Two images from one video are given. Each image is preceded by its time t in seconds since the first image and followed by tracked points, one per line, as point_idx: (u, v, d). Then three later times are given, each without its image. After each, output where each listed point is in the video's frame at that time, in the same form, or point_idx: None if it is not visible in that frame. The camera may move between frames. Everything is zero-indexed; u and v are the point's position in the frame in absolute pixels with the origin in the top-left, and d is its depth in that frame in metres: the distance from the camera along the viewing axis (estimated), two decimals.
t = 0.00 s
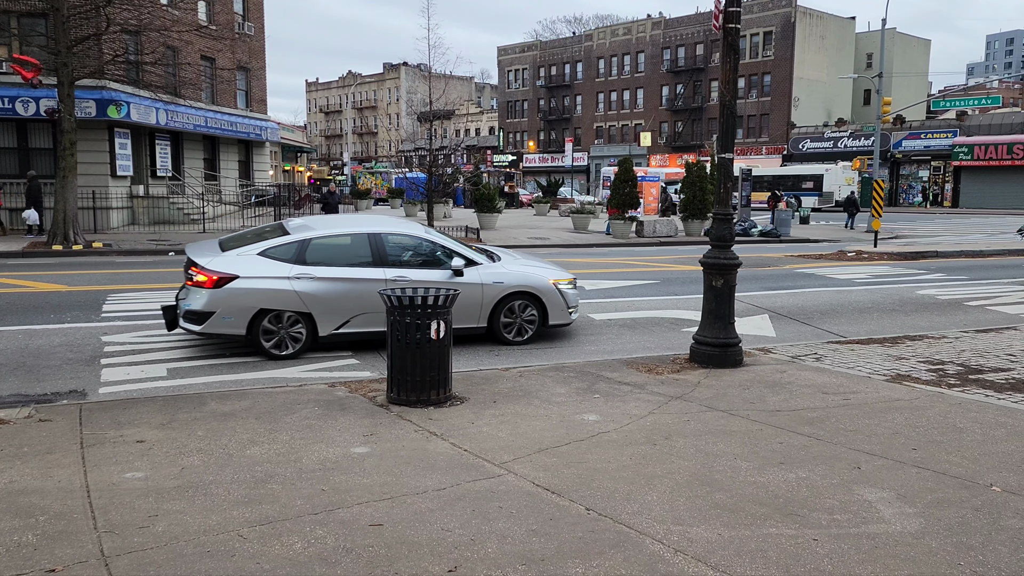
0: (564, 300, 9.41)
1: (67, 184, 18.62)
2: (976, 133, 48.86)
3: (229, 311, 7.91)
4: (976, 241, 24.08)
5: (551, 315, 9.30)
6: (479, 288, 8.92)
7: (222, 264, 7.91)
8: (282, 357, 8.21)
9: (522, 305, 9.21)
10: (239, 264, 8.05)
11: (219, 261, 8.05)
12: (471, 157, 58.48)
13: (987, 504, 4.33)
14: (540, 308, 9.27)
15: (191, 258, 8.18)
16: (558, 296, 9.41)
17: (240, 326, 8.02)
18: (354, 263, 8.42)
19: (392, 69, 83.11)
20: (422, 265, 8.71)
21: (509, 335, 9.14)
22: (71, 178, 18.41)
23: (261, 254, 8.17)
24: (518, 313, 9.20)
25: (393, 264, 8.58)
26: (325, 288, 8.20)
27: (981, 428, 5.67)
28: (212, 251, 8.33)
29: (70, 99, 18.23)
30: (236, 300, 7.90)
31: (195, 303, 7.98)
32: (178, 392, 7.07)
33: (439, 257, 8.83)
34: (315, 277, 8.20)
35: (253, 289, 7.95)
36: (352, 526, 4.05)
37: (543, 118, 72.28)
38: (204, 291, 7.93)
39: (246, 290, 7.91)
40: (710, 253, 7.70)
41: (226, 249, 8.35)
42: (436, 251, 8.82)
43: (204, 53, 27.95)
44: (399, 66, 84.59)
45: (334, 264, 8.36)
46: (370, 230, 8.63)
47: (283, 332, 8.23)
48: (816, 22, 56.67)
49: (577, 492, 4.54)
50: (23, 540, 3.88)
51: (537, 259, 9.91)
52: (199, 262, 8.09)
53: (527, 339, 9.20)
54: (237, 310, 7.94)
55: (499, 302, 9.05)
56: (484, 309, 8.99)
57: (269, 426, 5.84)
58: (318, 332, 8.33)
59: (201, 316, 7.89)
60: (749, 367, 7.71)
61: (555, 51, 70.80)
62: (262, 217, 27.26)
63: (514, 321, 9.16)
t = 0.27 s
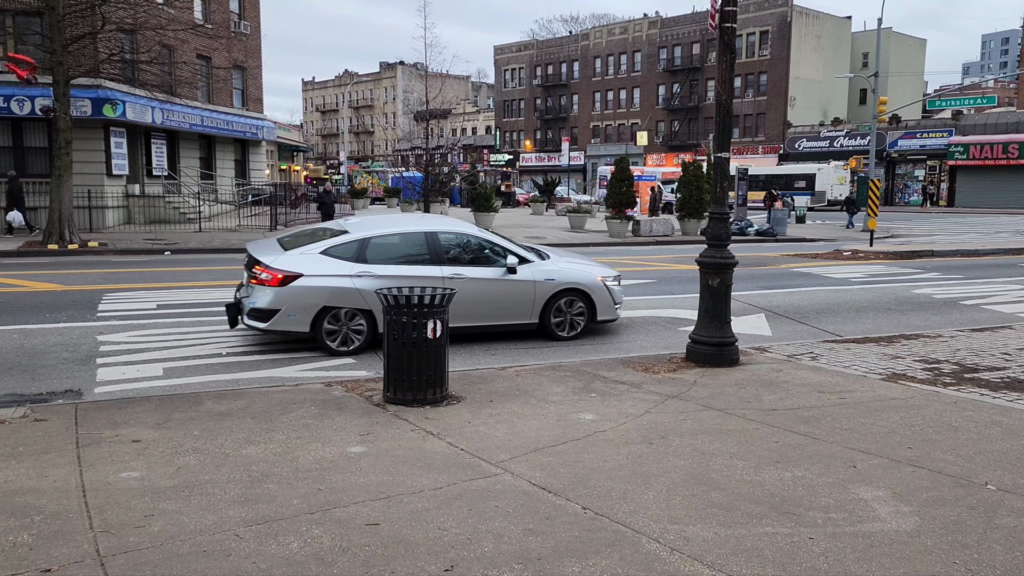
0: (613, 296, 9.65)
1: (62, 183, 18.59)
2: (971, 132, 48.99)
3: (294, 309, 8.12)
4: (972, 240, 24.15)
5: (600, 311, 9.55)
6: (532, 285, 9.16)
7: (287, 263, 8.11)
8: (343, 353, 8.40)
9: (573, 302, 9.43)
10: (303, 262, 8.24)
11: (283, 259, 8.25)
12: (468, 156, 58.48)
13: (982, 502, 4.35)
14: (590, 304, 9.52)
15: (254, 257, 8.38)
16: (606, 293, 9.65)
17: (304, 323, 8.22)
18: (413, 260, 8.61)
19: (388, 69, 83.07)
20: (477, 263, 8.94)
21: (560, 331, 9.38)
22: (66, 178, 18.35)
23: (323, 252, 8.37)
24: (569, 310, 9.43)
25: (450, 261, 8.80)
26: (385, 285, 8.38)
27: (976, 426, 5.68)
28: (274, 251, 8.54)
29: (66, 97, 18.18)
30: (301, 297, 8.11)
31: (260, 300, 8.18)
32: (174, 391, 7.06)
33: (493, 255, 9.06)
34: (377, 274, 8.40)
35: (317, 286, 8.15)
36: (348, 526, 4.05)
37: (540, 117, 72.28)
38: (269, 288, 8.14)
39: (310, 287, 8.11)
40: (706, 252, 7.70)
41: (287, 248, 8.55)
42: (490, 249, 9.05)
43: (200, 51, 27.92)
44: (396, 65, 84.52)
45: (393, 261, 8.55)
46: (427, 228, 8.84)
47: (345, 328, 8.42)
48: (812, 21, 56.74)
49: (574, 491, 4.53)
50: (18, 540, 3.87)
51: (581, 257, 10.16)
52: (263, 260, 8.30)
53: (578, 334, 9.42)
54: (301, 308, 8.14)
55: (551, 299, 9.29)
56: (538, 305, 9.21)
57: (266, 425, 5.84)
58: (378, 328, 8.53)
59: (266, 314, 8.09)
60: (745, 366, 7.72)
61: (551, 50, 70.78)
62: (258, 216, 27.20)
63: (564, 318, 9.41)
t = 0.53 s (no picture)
0: (664, 291, 10.04)
1: (59, 182, 18.57)
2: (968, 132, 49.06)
3: (366, 305, 8.40)
4: (969, 239, 24.19)
5: (654, 306, 9.93)
6: (592, 281, 9.52)
7: (360, 260, 8.36)
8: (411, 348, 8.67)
9: (628, 297, 9.80)
10: (375, 259, 8.52)
11: (355, 257, 8.51)
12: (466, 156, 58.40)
13: (979, 502, 4.35)
14: (645, 300, 9.89)
15: (326, 254, 8.61)
16: (659, 288, 10.02)
17: (375, 319, 8.50)
18: (480, 257, 8.92)
19: (386, 68, 83.01)
20: (539, 260, 9.28)
21: (618, 326, 9.75)
22: (63, 178, 18.31)
23: (394, 250, 8.63)
24: (625, 305, 9.79)
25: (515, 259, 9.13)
26: (454, 282, 8.66)
27: (973, 426, 5.69)
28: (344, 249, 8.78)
29: (62, 97, 18.14)
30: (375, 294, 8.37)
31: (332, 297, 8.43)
32: (171, 391, 7.06)
33: (554, 252, 9.41)
34: (446, 271, 8.69)
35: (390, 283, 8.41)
36: (346, 526, 4.05)
37: (538, 117, 72.27)
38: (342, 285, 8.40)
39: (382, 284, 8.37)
40: (703, 252, 7.72)
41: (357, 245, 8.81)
42: (551, 246, 9.40)
43: (197, 51, 27.90)
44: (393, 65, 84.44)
45: (460, 259, 8.84)
46: (491, 227, 9.17)
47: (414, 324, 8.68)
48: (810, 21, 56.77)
49: (572, 490, 4.53)
50: (15, 540, 3.86)
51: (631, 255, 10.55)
52: (336, 258, 8.55)
53: (635, 329, 9.79)
54: (373, 304, 8.42)
55: (609, 295, 9.65)
56: (597, 300, 9.57)
57: (263, 426, 5.83)
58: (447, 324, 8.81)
59: (340, 309, 8.35)
60: (742, 366, 7.72)
61: (549, 50, 70.75)
62: (255, 216, 27.15)
63: (621, 312, 9.78)
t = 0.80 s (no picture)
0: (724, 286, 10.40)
1: (57, 182, 18.54)
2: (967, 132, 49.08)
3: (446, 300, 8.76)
4: (967, 239, 24.19)
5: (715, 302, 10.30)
6: (657, 278, 9.92)
7: (441, 257, 8.74)
8: (487, 343, 9.04)
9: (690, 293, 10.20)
10: (455, 256, 8.88)
11: (435, 255, 8.88)
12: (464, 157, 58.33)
13: (977, 501, 4.35)
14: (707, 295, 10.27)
15: (407, 251, 8.99)
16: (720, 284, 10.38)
17: (454, 314, 8.87)
18: (554, 255, 9.35)
19: (384, 69, 82.98)
20: (608, 257, 9.69)
21: (680, 320, 10.14)
22: (61, 178, 18.28)
23: (473, 247, 9.02)
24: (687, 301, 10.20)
25: (585, 256, 9.55)
26: (529, 278, 9.11)
27: (971, 425, 5.69)
28: (423, 246, 9.15)
29: (60, 97, 18.12)
30: (456, 289, 8.75)
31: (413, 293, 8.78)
32: (169, 391, 7.06)
33: (622, 249, 9.81)
34: (522, 268, 9.10)
35: (471, 279, 8.80)
36: (345, 527, 4.04)
37: (536, 117, 72.27)
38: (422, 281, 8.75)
39: (463, 280, 8.75)
40: (702, 252, 7.74)
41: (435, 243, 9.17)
42: (618, 244, 9.81)
43: (195, 51, 27.90)
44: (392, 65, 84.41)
45: (535, 256, 9.26)
46: (562, 225, 9.58)
47: (492, 318, 9.08)
48: (808, 21, 56.80)
49: (570, 490, 4.53)
50: (14, 540, 3.86)
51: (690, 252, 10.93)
52: (416, 255, 8.91)
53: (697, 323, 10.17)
54: (453, 300, 8.79)
55: (673, 290, 10.05)
56: (662, 296, 9.99)
57: (261, 426, 5.83)
58: (522, 319, 9.22)
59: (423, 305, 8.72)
60: (741, 365, 7.72)
61: (547, 50, 70.73)
62: (253, 216, 27.12)
63: (684, 307, 10.17)
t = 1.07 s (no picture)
0: (794, 284, 10.63)
1: (57, 183, 18.54)
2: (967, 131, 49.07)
3: (535, 296, 9.19)
4: (967, 240, 24.18)
5: (786, 298, 10.56)
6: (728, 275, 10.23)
7: (529, 254, 9.19)
8: (572, 336, 9.49)
9: (762, 290, 10.44)
10: (540, 253, 9.33)
11: (522, 252, 9.33)
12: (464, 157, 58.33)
13: (977, 501, 4.35)
14: (778, 291, 10.50)
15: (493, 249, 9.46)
16: (790, 281, 10.61)
17: (542, 309, 9.30)
18: (633, 253, 9.79)
19: (384, 69, 83.01)
20: (683, 254, 10.10)
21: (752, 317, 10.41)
22: (61, 178, 18.28)
23: (558, 245, 9.48)
24: (759, 297, 10.46)
25: (661, 254, 10.01)
26: (613, 275, 9.58)
27: (971, 425, 5.70)
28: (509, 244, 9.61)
29: (60, 98, 18.11)
30: (543, 285, 9.19)
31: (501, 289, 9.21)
32: (170, 391, 7.05)
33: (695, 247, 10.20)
34: (604, 265, 9.56)
35: (556, 275, 9.25)
36: (345, 527, 4.04)
37: (535, 117, 72.28)
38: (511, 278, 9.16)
39: (549, 277, 9.19)
40: (702, 252, 7.75)
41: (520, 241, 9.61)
42: (690, 242, 10.21)
43: (195, 51, 27.90)
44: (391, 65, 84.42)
45: (615, 254, 9.72)
46: (639, 224, 10.04)
47: (575, 314, 9.53)
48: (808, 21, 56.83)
49: (570, 491, 4.53)
50: (14, 541, 3.86)
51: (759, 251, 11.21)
52: (504, 253, 9.35)
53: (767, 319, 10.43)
54: (541, 295, 9.22)
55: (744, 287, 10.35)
56: (734, 292, 10.26)
57: (261, 426, 5.83)
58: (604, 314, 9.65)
59: (511, 301, 9.15)
60: (741, 365, 7.72)
61: (547, 50, 70.73)
62: (253, 216, 27.10)
63: (755, 304, 10.42)
